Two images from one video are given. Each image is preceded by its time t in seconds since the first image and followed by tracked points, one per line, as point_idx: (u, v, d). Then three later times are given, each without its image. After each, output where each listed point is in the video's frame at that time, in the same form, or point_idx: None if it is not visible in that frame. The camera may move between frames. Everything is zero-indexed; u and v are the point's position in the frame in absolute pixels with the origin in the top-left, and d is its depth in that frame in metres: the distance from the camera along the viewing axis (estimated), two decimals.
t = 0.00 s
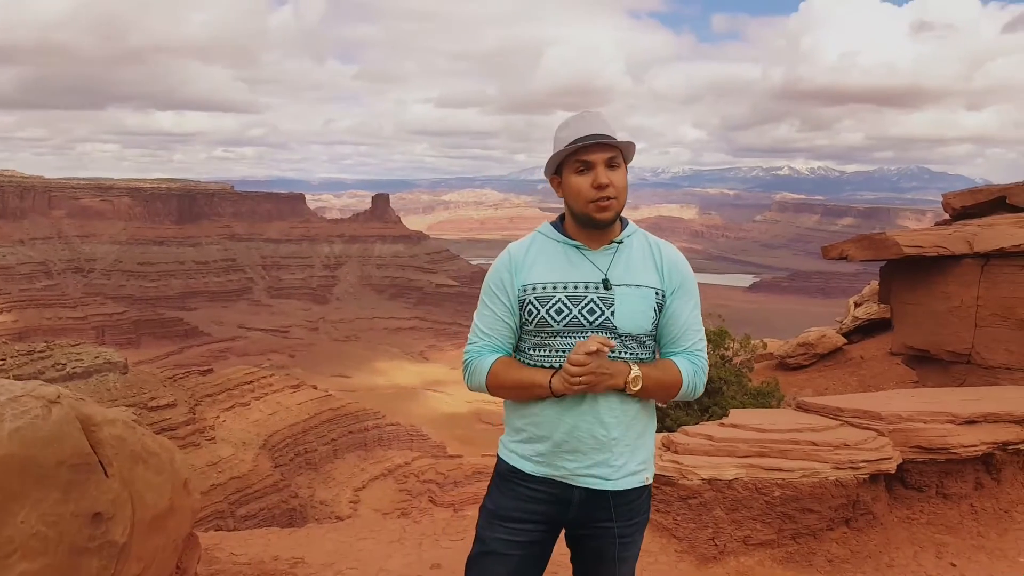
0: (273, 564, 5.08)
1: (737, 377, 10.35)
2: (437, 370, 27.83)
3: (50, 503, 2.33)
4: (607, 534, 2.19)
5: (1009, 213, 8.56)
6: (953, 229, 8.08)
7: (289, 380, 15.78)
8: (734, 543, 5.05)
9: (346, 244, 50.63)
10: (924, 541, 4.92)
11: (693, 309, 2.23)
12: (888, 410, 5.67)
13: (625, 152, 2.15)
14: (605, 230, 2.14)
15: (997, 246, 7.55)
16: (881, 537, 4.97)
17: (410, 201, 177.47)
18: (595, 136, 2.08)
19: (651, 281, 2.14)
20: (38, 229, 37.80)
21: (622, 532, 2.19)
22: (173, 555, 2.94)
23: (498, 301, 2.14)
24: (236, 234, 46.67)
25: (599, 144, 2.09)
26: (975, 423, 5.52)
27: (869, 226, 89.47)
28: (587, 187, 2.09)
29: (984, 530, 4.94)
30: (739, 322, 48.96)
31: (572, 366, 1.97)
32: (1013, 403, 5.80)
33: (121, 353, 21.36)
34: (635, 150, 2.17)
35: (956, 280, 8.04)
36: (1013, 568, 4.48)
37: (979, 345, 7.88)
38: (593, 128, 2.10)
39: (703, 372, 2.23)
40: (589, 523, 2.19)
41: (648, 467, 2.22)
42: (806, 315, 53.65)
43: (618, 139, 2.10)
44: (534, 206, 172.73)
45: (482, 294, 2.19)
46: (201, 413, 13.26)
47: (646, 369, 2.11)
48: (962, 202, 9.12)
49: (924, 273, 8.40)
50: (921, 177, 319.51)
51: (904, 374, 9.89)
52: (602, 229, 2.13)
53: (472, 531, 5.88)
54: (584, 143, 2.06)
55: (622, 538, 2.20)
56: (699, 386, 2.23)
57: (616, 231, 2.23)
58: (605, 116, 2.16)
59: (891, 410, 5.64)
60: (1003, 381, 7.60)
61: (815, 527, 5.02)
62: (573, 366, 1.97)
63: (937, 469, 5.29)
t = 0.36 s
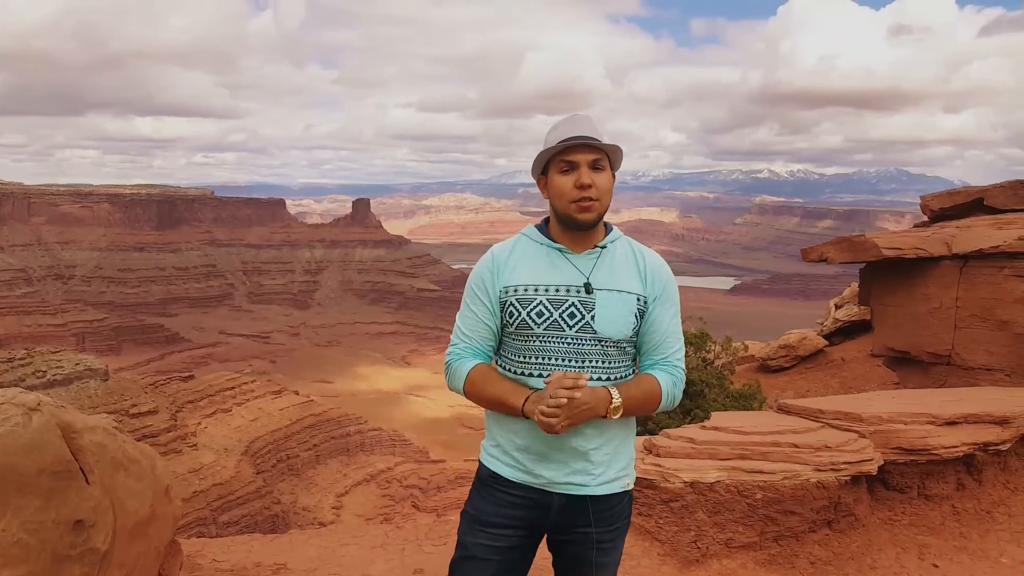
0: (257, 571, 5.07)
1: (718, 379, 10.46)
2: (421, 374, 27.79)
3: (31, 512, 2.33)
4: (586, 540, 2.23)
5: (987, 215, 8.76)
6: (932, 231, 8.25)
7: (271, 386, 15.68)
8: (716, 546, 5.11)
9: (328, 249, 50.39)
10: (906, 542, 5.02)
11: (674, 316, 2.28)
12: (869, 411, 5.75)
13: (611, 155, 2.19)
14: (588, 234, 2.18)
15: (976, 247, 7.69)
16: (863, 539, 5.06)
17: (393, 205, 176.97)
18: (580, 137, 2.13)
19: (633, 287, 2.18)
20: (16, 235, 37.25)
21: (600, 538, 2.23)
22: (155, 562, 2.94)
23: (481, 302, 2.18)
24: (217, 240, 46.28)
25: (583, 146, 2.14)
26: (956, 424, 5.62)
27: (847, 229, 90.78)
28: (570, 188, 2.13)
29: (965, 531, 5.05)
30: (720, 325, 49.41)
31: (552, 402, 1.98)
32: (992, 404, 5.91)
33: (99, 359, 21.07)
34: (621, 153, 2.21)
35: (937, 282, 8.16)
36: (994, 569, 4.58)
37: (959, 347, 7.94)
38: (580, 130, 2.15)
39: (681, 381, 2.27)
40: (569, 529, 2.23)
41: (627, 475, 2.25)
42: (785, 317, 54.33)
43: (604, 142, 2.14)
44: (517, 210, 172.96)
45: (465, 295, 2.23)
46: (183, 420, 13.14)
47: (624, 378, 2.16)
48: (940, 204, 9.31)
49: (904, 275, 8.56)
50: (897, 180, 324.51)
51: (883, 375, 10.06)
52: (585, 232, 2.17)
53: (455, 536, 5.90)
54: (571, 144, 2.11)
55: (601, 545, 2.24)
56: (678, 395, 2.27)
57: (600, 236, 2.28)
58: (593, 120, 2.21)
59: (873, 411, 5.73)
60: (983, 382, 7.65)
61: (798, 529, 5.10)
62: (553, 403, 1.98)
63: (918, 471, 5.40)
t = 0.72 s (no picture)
0: (254, 572, 5.08)
1: (714, 378, 10.50)
2: (417, 376, 27.79)
3: (30, 514, 2.34)
4: (579, 537, 2.25)
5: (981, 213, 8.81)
6: (927, 229, 8.29)
7: (268, 388, 15.67)
8: (713, 544, 5.13)
9: (324, 252, 50.34)
10: (902, 539, 5.05)
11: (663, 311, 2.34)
12: (865, 409, 5.76)
13: (595, 153, 2.20)
14: (571, 232, 2.21)
15: (971, 245, 7.72)
16: (859, 536, 5.08)
17: (389, 207, 176.84)
18: (563, 134, 2.17)
19: (621, 283, 2.20)
20: (11, 239, 37.18)
21: (593, 535, 2.24)
22: (154, 564, 2.95)
23: (468, 300, 2.20)
24: (212, 243, 46.21)
25: (565, 143, 2.17)
26: (952, 421, 5.64)
27: (843, 228, 91.05)
28: (550, 184, 2.16)
29: (961, 528, 5.09)
30: (717, 325, 49.46)
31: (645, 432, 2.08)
32: (987, 401, 5.95)
33: (95, 363, 21.01)
34: (606, 152, 2.22)
35: (932, 281, 8.19)
36: (990, 565, 4.62)
37: (954, 345, 7.99)
38: (565, 128, 2.18)
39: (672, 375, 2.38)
40: (562, 527, 2.25)
41: (618, 471, 2.27)
42: (782, 317, 54.48)
43: (586, 139, 2.16)
44: (513, 211, 172.97)
45: (453, 293, 2.25)
46: (179, 423, 13.13)
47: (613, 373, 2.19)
48: (934, 203, 9.36)
49: (899, 274, 8.60)
50: (891, 179, 325.69)
51: (879, 373, 10.11)
52: (567, 231, 2.20)
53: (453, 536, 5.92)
54: (555, 140, 2.15)
55: (593, 541, 2.25)
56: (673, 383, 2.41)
57: (587, 234, 2.30)
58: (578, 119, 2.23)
59: (869, 409, 5.74)
60: (979, 379, 7.69)
61: (794, 527, 5.11)
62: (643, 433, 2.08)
63: (915, 468, 5.43)
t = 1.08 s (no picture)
0: (251, 570, 5.08)
1: (710, 373, 10.54)
2: (413, 373, 27.77)
3: (25, 513, 2.33)
4: (581, 529, 2.26)
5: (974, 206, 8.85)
6: (920, 223, 8.32)
7: (263, 387, 15.63)
8: (708, 537, 5.15)
9: (318, 249, 50.22)
10: (896, 531, 5.08)
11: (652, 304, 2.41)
12: (859, 401, 5.78)
13: (581, 158, 2.16)
14: (558, 235, 2.21)
15: (964, 239, 7.76)
16: (853, 528, 5.12)
17: (383, 205, 176.39)
18: (543, 141, 2.14)
19: (617, 278, 2.23)
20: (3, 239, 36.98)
21: (595, 525, 2.26)
22: (150, 562, 2.95)
23: (465, 297, 2.18)
24: (206, 241, 46.02)
25: (546, 150, 2.14)
26: (945, 413, 5.66)
27: (837, 223, 91.37)
28: (533, 192, 2.16)
29: (954, 519, 5.13)
30: (712, 320, 49.58)
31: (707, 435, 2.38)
32: (980, 393, 5.99)
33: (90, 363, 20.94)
34: (593, 155, 2.17)
35: (926, 274, 8.23)
36: (983, 555, 4.66)
37: (947, 337, 8.04)
38: (549, 135, 2.14)
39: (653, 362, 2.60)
40: (564, 519, 2.25)
41: (618, 461, 2.30)
42: (777, 311, 54.63)
43: (570, 146, 2.12)
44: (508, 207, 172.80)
45: (450, 291, 2.23)
46: (175, 421, 13.10)
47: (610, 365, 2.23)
48: (927, 196, 9.40)
49: (892, 268, 8.64)
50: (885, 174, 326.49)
51: (873, 367, 10.16)
52: (555, 234, 2.20)
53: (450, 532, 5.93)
54: (536, 149, 2.13)
55: (595, 532, 2.27)
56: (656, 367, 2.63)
57: (578, 232, 2.30)
58: (563, 120, 2.18)
59: (863, 401, 5.74)
60: (971, 372, 7.74)
61: (789, 519, 5.15)
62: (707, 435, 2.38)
63: (908, 460, 5.46)
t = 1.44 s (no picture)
0: (246, 563, 5.08)
1: (702, 361, 10.61)
2: (406, 366, 27.76)
3: (16, 510, 2.33)
4: (579, 518, 2.27)
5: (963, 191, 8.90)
6: (909, 209, 8.36)
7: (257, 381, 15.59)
8: (702, 523, 5.19)
9: (310, 243, 50.01)
10: (887, 514, 5.14)
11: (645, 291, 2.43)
12: (849, 387, 5.82)
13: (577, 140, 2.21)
14: (559, 222, 2.22)
15: (953, 224, 7.79)
16: (845, 512, 5.16)
17: (374, 197, 175.63)
18: (545, 126, 2.16)
19: (612, 268, 2.25)
20: None
21: (592, 513, 2.28)
22: (144, 559, 2.95)
23: (455, 289, 2.20)
24: (196, 236, 45.72)
25: (546, 134, 2.16)
26: (935, 398, 5.71)
27: (827, 210, 91.73)
28: (539, 178, 2.16)
29: (945, 501, 5.18)
30: (704, 308, 49.80)
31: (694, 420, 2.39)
32: (969, 377, 6.05)
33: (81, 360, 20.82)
34: (586, 135, 2.23)
35: (916, 259, 8.28)
36: (973, 536, 4.72)
37: (937, 323, 8.07)
38: (546, 120, 2.18)
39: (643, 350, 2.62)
40: (562, 507, 2.26)
41: (614, 448, 2.32)
42: (768, 299, 54.91)
43: (569, 127, 2.17)
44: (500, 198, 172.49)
45: (441, 281, 2.25)
46: (168, 418, 13.06)
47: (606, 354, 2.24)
48: (917, 181, 9.44)
49: (883, 254, 8.69)
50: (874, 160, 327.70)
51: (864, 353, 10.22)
52: (556, 220, 2.20)
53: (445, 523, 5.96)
54: (538, 133, 2.14)
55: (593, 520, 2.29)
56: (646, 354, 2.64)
57: (574, 222, 2.31)
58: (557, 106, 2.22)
59: (854, 387, 5.79)
60: (960, 356, 7.77)
61: (782, 504, 5.19)
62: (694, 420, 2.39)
63: (899, 444, 5.51)
